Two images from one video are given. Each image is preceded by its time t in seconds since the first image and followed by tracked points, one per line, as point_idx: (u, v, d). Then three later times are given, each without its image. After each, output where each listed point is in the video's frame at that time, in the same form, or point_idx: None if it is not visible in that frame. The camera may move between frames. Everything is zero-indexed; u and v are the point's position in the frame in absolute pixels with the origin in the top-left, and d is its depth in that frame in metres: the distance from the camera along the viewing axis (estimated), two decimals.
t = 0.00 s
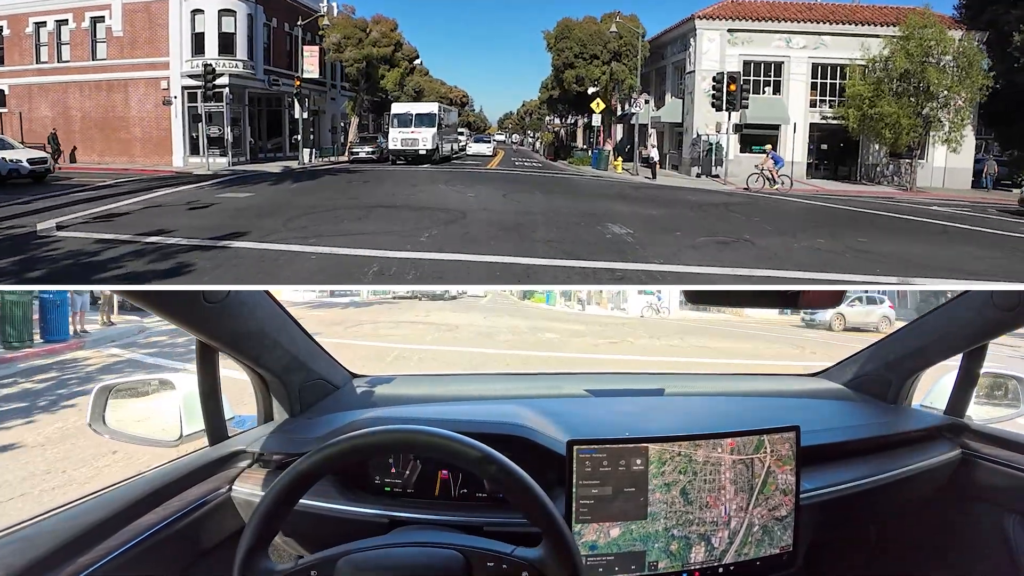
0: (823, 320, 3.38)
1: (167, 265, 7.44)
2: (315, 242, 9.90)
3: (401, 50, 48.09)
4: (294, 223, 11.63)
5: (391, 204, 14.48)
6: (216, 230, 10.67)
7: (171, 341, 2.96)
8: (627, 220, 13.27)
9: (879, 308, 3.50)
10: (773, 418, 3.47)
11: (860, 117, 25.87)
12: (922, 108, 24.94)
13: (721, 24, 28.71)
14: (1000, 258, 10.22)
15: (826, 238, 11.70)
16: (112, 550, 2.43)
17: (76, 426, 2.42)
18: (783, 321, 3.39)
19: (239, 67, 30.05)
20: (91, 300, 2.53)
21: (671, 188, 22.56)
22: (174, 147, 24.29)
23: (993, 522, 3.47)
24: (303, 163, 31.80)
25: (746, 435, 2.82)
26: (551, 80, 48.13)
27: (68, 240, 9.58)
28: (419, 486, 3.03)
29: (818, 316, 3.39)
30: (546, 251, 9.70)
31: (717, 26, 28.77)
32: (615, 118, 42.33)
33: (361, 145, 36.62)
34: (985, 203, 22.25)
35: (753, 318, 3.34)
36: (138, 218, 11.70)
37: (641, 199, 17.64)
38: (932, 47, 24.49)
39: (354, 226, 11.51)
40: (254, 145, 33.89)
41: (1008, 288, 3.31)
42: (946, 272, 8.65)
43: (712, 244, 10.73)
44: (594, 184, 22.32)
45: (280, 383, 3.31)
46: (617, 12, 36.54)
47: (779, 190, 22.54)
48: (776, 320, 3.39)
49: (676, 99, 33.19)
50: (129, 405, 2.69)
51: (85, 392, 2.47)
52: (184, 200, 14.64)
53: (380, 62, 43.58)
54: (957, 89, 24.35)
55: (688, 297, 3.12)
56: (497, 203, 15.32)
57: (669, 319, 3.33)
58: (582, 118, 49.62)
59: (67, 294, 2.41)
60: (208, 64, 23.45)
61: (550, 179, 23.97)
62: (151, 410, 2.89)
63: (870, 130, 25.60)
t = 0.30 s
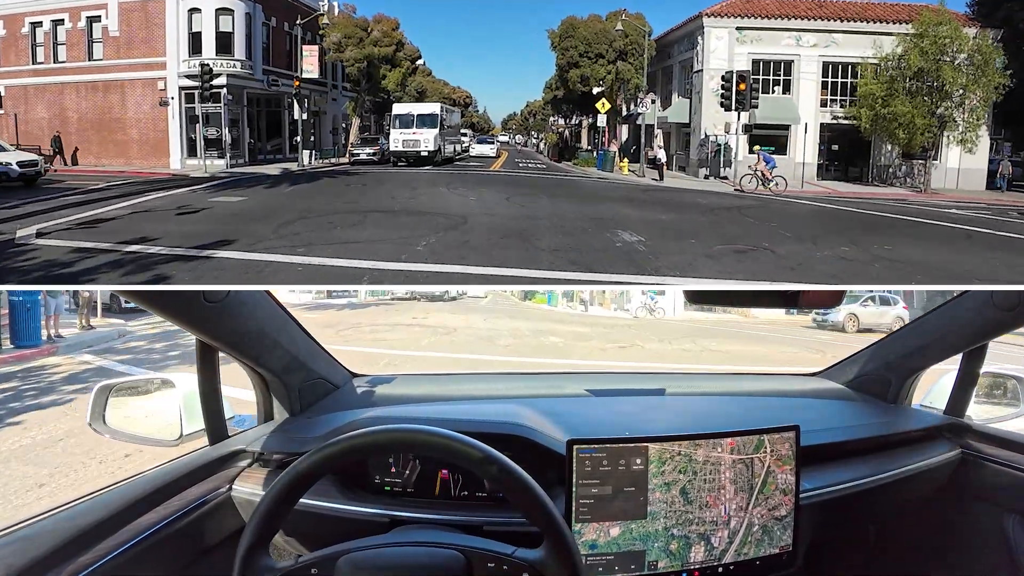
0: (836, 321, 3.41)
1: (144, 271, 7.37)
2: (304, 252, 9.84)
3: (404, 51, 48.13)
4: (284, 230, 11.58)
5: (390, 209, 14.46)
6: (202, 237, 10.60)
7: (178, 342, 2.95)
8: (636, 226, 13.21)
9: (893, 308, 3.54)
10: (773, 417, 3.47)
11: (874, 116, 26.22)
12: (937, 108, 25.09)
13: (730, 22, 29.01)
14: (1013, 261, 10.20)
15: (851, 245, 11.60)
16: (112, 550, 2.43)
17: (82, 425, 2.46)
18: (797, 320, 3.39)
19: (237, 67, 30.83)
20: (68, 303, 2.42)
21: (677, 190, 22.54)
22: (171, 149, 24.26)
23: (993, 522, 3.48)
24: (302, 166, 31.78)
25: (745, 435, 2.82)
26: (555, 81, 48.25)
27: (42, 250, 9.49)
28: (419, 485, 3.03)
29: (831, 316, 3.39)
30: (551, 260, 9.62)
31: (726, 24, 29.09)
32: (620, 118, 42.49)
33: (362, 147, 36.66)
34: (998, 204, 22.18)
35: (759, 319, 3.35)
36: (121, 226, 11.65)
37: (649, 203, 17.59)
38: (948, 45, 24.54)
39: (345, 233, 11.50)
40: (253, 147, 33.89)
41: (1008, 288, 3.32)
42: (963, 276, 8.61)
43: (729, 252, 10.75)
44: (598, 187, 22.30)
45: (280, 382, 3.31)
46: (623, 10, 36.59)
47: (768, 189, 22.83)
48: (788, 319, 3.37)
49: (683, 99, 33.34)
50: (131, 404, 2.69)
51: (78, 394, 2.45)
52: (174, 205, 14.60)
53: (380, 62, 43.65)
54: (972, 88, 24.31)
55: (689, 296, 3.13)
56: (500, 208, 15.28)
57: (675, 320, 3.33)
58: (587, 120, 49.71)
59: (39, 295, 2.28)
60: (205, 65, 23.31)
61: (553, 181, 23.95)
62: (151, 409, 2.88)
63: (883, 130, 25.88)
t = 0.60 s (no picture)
0: (843, 323, 3.45)
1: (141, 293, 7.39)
2: (302, 270, 9.85)
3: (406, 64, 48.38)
4: (284, 248, 11.62)
5: (392, 225, 14.48)
6: (200, 256, 10.63)
7: (171, 343, 2.94)
8: (644, 241, 13.19)
9: (899, 311, 3.57)
10: (772, 416, 3.48)
11: (880, 126, 26.73)
12: (945, 117, 25.52)
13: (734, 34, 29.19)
14: None
15: (867, 259, 11.61)
16: (112, 549, 2.43)
17: (74, 428, 2.46)
18: (800, 321, 3.38)
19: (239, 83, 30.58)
20: (57, 303, 2.40)
21: (682, 204, 22.62)
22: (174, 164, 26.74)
23: (995, 522, 3.47)
24: (304, 180, 31.84)
25: (745, 434, 2.81)
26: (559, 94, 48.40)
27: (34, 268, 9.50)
28: (419, 485, 3.03)
29: (835, 318, 3.42)
30: (557, 276, 9.61)
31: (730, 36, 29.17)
32: (626, 130, 42.65)
33: (366, 161, 36.74)
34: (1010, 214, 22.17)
35: (765, 320, 3.40)
36: (119, 244, 11.70)
37: (656, 217, 17.63)
38: (955, 54, 24.15)
39: (345, 250, 11.51)
40: (255, 162, 33.95)
41: (1008, 288, 3.32)
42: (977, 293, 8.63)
43: (741, 267, 10.74)
44: (603, 201, 22.37)
45: (280, 381, 3.30)
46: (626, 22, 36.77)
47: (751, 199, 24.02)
48: (792, 319, 3.39)
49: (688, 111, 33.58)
50: (130, 403, 2.70)
51: (57, 402, 2.41)
52: (173, 222, 14.67)
53: (384, 77, 43.77)
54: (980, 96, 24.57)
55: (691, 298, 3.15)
56: (504, 223, 15.33)
57: (677, 321, 3.40)
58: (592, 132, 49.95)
59: (25, 296, 2.29)
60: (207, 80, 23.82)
61: (557, 196, 24.01)
62: (150, 407, 2.89)
63: (892, 139, 26.37)
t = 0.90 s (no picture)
0: (845, 323, 3.47)
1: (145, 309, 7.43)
2: (304, 277, 9.86)
3: (409, 69, 48.53)
4: (286, 254, 11.64)
5: (395, 232, 14.49)
6: (201, 262, 10.65)
7: (171, 343, 2.95)
8: (647, 247, 13.19)
9: (900, 311, 3.61)
10: (773, 415, 3.48)
11: (883, 130, 26.10)
12: (949, 120, 25.03)
13: (736, 38, 29.23)
14: None
15: (870, 264, 11.64)
16: (113, 548, 2.43)
17: (71, 430, 2.46)
18: (803, 322, 3.36)
19: (243, 89, 31.75)
20: (56, 304, 2.44)
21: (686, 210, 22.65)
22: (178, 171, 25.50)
23: (994, 521, 3.48)
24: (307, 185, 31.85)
25: (746, 432, 2.81)
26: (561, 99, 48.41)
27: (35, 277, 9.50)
28: (419, 483, 3.03)
29: (837, 318, 3.43)
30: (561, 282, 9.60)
31: (732, 41, 29.30)
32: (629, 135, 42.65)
33: (369, 168, 36.74)
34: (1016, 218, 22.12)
35: (768, 322, 3.34)
36: (122, 251, 11.72)
37: (661, 223, 17.65)
38: (958, 57, 24.30)
39: (347, 257, 11.51)
40: (259, 168, 33.98)
41: (1007, 287, 3.33)
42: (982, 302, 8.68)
43: (745, 272, 10.74)
44: (606, 207, 22.41)
45: (281, 380, 3.31)
46: (628, 27, 36.82)
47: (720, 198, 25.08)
48: (797, 320, 3.34)
49: (691, 116, 33.65)
50: (129, 402, 2.72)
51: (54, 403, 2.40)
52: (176, 228, 14.72)
53: (387, 83, 43.84)
54: (983, 99, 24.35)
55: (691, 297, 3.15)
56: (507, 229, 15.34)
57: (677, 322, 3.38)
58: (594, 137, 50.19)
59: (24, 297, 2.32)
60: (211, 88, 24.38)
61: (561, 202, 24.05)
62: (149, 405, 2.91)
63: (895, 142, 25.67)
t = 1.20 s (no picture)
0: (845, 324, 3.47)
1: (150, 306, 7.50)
2: (307, 275, 9.86)
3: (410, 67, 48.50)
4: (288, 252, 11.63)
5: (397, 229, 14.47)
6: (203, 260, 10.64)
7: (171, 345, 2.95)
8: (650, 244, 13.17)
9: (900, 312, 3.62)
10: (773, 415, 3.48)
11: (886, 127, 25.90)
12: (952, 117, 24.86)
13: (738, 35, 29.39)
14: None
15: (872, 261, 11.63)
16: (113, 547, 2.43)
17: (71, 431, 2.46)
18: (804, 323, 3.37)
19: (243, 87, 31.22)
20: (56, 305, 2.44)
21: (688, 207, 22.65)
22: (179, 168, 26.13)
23: (993, 521, 3.49)
24: (309, 183, 31.86)
25: (746, 432, 2.82)
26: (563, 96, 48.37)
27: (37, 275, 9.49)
28: (419, 483, 3.04)
29: (836, 320, 3.44)
30: (562, 280, 9.60)
31: (735, 37, 29.50)
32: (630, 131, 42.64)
33: (370, 165, 36.74)
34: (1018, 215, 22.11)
35: (768, 324, 3.33)
36: (124, 249, 11.71)
37: (663, 220, 17.63)
38: (960, 54, 24.46)
39: (349, 254, 11.52)
40: (260, 166, 33.98)
41: (1007, 287, 3.33)
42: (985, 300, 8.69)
43: (747, 270, 10.73)
44: (608, 204, 22.41)
45: (281, 380, 3.31)
46: (630, 24, 36.78)
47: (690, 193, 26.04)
48: (799, 322, 3.36)
49: (693, 113, 33.58)
50: (129, 401, 2.73)
51: (53, 405, 2.39)
52: (178, 226, 14.71)
53: (388, 80, 43.79)
54: (986, 96, 24.35)
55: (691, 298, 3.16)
56: (508, 226, 15.33)
57: (677, 323, 3.38)
58: (595, 134, 50.12)
59: (24, 298, 2.32)
60: (212, 86, 24.15)
61: (563, 199, 24.05)
62: (149, 404, 2.91)
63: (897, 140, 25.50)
